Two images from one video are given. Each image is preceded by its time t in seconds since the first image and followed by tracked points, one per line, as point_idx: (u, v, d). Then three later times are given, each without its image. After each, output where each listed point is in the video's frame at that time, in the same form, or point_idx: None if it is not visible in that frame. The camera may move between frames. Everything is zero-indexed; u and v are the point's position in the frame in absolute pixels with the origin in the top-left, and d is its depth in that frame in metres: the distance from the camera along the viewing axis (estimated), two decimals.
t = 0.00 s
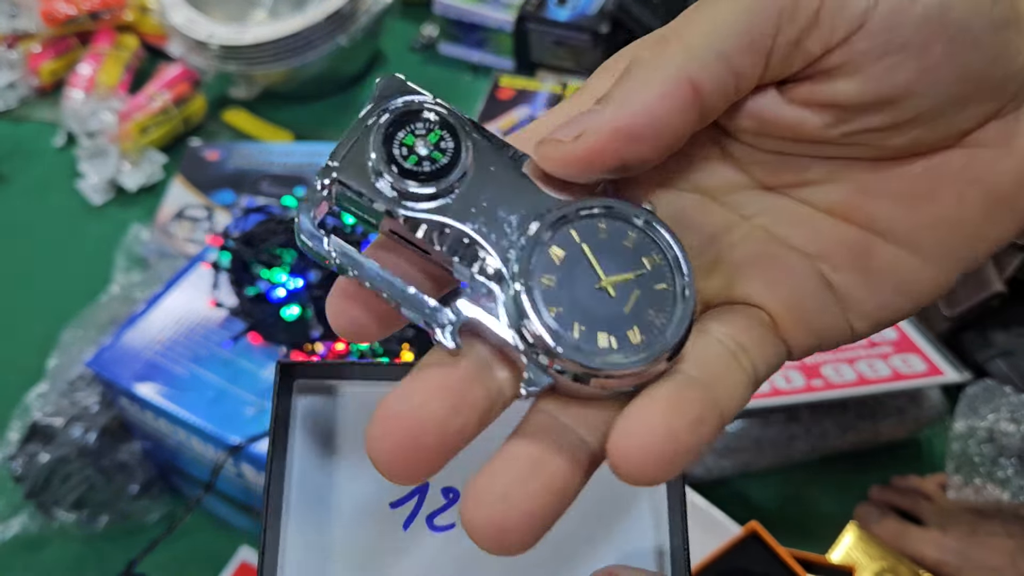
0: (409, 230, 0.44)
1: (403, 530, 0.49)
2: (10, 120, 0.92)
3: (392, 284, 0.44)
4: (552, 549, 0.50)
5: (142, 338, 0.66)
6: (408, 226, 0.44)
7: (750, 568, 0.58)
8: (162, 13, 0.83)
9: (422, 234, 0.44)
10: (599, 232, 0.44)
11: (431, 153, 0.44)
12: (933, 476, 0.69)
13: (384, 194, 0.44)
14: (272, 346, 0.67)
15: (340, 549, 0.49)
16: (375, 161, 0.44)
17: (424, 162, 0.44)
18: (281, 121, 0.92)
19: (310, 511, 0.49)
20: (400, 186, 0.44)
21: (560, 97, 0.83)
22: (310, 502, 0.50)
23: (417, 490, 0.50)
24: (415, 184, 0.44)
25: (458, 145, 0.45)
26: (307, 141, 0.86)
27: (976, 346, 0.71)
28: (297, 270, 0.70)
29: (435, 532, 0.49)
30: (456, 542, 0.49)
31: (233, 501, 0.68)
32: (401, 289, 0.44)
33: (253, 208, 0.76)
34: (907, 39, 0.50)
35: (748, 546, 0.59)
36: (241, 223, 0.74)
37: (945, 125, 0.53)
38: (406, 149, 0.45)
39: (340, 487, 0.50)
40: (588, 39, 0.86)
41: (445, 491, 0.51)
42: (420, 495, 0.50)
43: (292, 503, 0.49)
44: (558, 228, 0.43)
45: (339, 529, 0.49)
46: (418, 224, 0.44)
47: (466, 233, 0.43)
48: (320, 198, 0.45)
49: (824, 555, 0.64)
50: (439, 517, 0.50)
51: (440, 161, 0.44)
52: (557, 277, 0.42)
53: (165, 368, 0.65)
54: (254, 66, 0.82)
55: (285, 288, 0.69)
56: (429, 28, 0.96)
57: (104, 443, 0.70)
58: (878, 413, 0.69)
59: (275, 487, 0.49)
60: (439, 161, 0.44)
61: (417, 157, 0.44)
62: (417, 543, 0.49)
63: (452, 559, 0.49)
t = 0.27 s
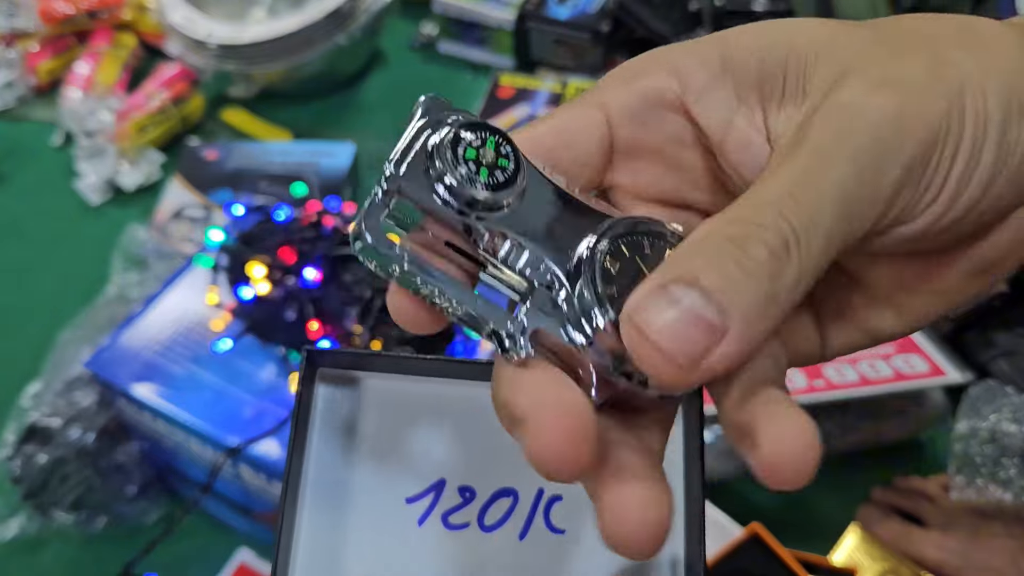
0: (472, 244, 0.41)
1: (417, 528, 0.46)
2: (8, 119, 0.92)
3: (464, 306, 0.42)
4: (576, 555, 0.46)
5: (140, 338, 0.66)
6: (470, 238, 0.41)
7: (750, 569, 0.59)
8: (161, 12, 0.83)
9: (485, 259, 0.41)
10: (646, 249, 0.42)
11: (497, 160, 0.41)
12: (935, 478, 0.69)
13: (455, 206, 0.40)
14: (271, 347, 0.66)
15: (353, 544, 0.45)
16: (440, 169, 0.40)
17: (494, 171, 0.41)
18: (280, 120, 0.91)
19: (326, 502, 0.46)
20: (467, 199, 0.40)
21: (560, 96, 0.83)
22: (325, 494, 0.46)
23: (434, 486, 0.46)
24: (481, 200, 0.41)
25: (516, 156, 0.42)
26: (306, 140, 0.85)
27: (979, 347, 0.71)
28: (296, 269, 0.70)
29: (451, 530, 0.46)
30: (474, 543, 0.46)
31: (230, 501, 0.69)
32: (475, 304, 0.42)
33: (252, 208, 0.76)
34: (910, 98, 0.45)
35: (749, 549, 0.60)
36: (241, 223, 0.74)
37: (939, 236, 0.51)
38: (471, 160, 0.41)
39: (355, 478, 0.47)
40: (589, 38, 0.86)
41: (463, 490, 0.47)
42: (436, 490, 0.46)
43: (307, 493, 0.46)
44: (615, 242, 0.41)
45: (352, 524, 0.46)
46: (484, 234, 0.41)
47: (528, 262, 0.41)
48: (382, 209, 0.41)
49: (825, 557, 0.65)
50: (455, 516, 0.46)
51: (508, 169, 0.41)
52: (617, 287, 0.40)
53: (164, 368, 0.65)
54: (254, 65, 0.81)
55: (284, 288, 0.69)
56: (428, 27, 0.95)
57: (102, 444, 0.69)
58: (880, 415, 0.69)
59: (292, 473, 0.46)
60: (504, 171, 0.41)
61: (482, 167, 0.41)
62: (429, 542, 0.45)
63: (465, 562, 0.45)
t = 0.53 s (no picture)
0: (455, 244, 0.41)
1: (423, 534, 0.44)
2: (7, 118, 0.91)
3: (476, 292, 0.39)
4: (581, 563, 0.45)
5: (139, 338, 0.66)
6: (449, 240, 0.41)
7: (751, 569, 0.59)
8: (160, 11, 0.82)
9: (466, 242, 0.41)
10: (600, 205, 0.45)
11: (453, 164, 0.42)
12: (936, 478, 0.69)
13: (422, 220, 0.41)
14: (271, 346, 0.66)
15: (357, 550, 0.44)
16: (394, 188, 0.41)
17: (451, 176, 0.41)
18: (280, 120, 0.91)
19: (331, 508, 0.44)
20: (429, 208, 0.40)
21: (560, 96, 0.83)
22: (330, 502, 0.44)
23: (442, 492, 0.45)
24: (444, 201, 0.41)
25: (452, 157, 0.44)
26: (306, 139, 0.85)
27: (979, 347, 0.70)
28: (295, 269, 0.70)
29: (457, 536, 0.44)
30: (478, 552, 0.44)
31: (228, 501, 0.68)
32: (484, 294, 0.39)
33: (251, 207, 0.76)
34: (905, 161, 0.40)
35: (750, 550, 0.60)
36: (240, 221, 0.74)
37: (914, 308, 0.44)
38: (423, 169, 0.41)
39: (362, 480, 0.45)
40: (589, 38, 0.86)
41: (471, 496, 0.45)
42: (444, 496, 0.45)
43: (314, 501, 0.44)
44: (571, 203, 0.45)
45: (356, 531, 0.44)
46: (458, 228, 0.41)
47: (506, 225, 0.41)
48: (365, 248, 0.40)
49: (826, 557, 0.66)
50: (461, 522, 0.44)
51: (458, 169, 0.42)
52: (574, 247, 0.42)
53: (163, 368, 0.64)
54: (254, 65, 0.81)
55: (283, 288, 0.69)
56: (428, 26, 0.95)
57: (101, 445, 0.69)
58: (880, 415, 0.69)
59: (298, 484, 0.44)
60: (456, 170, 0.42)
61: (439, 176, 0.41)
62: (436, 548, 0.44)
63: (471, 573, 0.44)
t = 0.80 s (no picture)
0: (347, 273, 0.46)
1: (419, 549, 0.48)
2: (7, 118, 0.92)
3: (338, 329, 0.45)
4: None
5: (140, 338, 0.66)
6: (349, 269, 0.46)
7: (751, 569, 0.59)
8: (161, 10, 0.82)
9: (361, 273, 0.46)
10: (530, 273, 0.46)
11: (373, 198, 0.46)
12: (936, 478, 0.69)
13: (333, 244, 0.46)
14: (271, 347, 0.66)
15: (352, 558, 0.48)
16: (316, 200, 0.46)
17: (368, 209, 0.46)
18: (280, 120, 0.91)
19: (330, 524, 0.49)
20: (344, 237, 0.46)
21: (560, 96, 0.83)
22: (329, 516, 0.49)
23: (438, 509, 0.49)
24: (360, 232, 0.46)
25: (393, 185, 0.47)
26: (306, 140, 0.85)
27: (979, 346, 0.70)
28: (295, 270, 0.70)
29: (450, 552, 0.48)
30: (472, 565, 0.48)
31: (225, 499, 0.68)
32: (343, 334, 0.45)
33: (253, 208, 0.76)
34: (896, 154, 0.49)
35: (751, 549, 0.60)
36: (240, 222, 0.75)
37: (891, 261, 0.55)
38: (347, 197, 0.46)
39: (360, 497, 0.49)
40: (589, 37, 0.86)
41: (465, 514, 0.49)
42: (439, 512, 0.49)
43: (310, 516, 0.49)
44: (494, 268, 0.46)
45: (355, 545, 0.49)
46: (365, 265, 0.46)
47: (413, 282, 0.46)
48: (252, 257, 0.45)
49: (825, 557, 0.66)
50: (456, 538, 0.49)
51: (382, 205, 0.46)
52: (491, 316, 0.45)
53: (163, 368, 0.64)
54: (253, 64, 0.81)
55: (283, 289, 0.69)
56: (428, 26, 0.95)
57: (101, 445, 0.69)
58: (879, 415, 0.69)
59: (295, 500, 0.49)
60: (381, 205, 0.46)
61: (357, 202, 0.46)
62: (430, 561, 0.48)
63: None
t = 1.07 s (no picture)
0: (386, 256, 0.45)
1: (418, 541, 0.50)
2: (8, 119, 0.92)
3: (370, 309, 0.43)
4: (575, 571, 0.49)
5: (141, 338, 0.66)
6: (386, 251, 0.45)
7: (750, 569, 0.59)
8: (161, 11, 0.82)
9: (398, 258, 0.45)
10: (565, 279, 0.47)
11: (422, 182, 0.45)
12: (935, 478, 0.69)
13: (376, 222, 0.44)
14: (271, 347, 0.67)
15: (352, 551, 0.50)
16: (363, 180, 0.44)
17: (419, 192, 0.45)
18: (280, 120, 0.91)
19: (332, 516, 0.51)
20: (392, 218, 0.44)
21: (561, 97, 0.83)
22: (330, 508, 0.51)
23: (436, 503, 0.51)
24: (405, 215, 0.45)
25: (444, 174, 0.46)
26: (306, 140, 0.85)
27: (979, 346, 0.70)
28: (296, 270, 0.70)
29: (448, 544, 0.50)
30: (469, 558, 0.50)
31: (229, 501, 0.69)
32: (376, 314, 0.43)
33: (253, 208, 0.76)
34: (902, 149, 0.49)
35: (751, 549, 0.60)
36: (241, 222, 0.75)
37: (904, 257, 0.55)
38: (397, 179, 0.45)
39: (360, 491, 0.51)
40: (589, 37, 0.86)
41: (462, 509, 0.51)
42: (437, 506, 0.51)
43: (312, 509, 0.51)
44: (527, 273, 0.46)
45: (356, 538, 0.50)
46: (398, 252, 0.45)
47: (450, 276, 0.45)
48: (302, 212, 0.43)
49: (825, 557, 0.66)
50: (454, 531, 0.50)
51: (433, 190, 0.46)
52: (525, 317, 0.45)
53: (164, 368, 0.64)
54: (253, 64, 0.81)
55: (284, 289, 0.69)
56: (428, 26, 0.95)
57: (101, 445, 0.69)
58: (879, 415, 0.69)
59: (297, 493, 0.51)
60: (430, 191, 0.45)
61: (405, 187, 0.45)
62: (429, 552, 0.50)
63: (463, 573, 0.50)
